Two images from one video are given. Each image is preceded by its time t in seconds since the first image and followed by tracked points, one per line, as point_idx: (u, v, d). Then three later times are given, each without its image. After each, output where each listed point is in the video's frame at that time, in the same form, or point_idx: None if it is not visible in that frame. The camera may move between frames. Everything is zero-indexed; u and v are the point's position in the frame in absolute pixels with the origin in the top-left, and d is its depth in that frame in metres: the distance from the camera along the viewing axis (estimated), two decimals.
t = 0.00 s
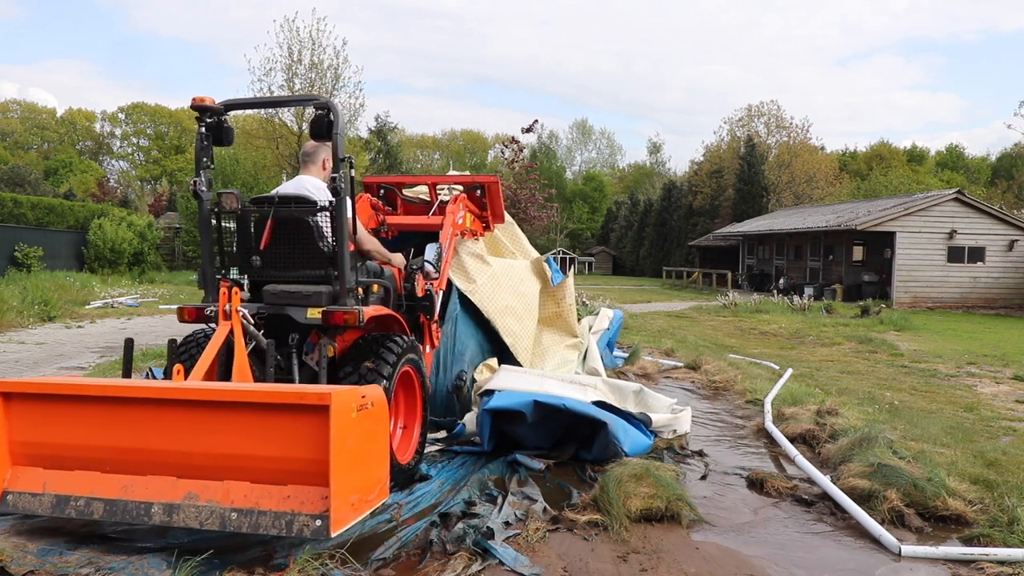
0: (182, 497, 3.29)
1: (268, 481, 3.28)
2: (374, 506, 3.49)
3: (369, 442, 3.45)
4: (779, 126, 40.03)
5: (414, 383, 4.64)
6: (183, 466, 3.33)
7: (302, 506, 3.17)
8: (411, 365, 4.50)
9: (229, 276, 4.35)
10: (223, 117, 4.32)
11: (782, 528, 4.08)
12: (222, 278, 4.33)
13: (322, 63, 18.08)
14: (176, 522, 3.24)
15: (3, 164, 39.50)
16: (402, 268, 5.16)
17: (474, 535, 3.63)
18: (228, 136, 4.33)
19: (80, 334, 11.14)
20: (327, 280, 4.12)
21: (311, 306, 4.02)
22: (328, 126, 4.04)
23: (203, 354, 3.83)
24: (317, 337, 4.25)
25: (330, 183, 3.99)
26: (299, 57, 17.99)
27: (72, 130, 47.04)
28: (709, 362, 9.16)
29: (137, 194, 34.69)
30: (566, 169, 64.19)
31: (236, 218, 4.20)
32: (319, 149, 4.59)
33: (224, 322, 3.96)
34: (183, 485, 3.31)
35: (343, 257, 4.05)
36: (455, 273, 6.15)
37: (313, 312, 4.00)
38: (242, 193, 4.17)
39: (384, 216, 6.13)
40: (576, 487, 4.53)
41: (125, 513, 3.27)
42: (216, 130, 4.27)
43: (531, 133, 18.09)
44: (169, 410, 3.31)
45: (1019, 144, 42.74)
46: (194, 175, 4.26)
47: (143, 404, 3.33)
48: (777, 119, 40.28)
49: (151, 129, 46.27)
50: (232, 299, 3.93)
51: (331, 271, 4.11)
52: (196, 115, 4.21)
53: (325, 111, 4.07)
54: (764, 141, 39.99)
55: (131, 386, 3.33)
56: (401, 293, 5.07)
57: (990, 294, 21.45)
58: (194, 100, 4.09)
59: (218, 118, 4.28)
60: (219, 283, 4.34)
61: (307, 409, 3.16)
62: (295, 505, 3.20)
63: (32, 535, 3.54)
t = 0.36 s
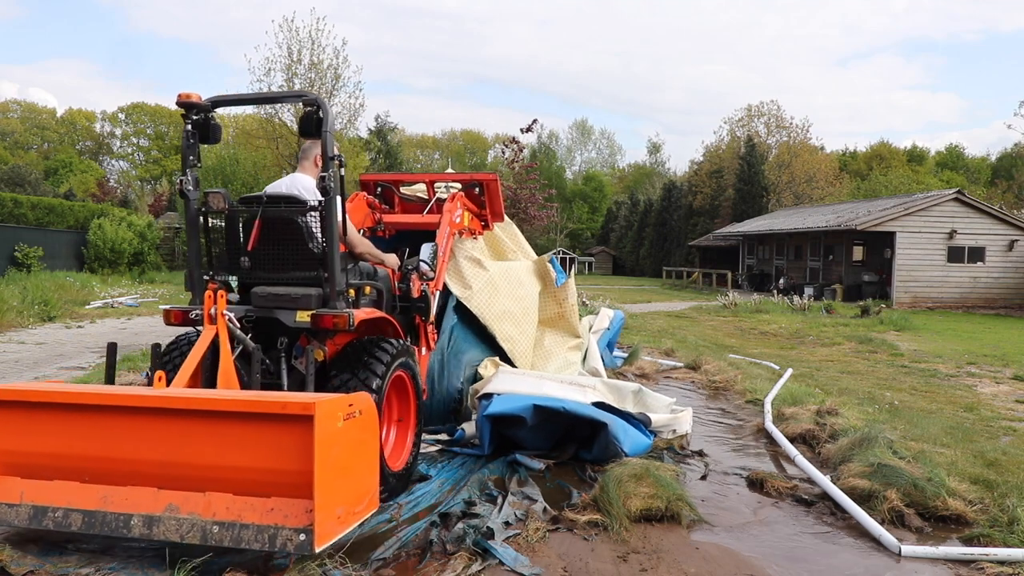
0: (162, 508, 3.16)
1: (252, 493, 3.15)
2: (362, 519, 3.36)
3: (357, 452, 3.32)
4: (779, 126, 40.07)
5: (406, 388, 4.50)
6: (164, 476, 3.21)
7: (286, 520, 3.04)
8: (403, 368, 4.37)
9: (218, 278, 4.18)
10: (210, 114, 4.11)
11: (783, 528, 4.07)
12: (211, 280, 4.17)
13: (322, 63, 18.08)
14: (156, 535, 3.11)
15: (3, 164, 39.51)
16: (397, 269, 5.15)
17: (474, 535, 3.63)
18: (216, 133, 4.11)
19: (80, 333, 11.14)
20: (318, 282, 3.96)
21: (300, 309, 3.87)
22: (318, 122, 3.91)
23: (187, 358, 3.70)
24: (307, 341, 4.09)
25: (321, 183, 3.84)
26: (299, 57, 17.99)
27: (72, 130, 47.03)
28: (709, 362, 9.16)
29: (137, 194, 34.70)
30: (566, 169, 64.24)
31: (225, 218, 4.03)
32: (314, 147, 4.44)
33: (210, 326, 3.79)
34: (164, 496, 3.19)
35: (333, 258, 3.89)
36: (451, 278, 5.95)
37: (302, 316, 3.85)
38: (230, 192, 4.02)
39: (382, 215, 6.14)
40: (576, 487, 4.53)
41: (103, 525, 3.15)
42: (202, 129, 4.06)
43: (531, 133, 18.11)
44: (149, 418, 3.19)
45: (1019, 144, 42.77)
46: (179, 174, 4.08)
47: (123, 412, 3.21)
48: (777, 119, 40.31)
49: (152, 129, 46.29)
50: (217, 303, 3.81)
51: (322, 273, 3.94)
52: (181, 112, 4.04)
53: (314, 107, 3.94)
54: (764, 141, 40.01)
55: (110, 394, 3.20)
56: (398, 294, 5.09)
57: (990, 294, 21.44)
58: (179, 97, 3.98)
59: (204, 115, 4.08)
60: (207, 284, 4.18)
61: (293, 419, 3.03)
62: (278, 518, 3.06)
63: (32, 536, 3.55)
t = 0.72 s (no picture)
0: (143, 520, 3.08)
1: (235, 506, 3.06)
2: (349, 533, 3.27)
3: (345, 464, 3.23)
4: (779, 126, 40.08)
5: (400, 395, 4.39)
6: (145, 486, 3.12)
7: (269, 535, 2.95)
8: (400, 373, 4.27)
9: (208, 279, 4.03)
10: (202, 109, 4.02)
11: (783, 529, 4.07)
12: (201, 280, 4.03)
13: (322, 63, 18.09)
14: (137, 547, 3.04)
15: (3, 164, 39.48)
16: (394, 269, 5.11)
17: (474, 535, 3.63)
18: (206, 130, 4.03)
19: (80, 333, 11.15)
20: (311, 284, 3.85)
21: (292, 312, 3.78)
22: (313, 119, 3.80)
23: (173, 363, 3.61)
24: (298, 345, 3.98)
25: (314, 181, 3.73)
26: (298, 56, 17.99)
27: (72, 130, 46.99)
28: (709, 362, 9.16)
29: (137, 194, 34.69)
30: (566, 169, 64.26)
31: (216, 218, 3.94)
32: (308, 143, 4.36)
33: (197, 329, 3.70)
34: (145, 506, 3.10)
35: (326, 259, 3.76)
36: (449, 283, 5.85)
37: (293, 320, 3.76)
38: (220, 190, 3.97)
39: (382, 212, 6.12)
40: (576, 487, 4.53)
41: (83, 535, 3.07)
42: (193, 124, 3.97)
43: (530, 133, 18.12)
44: (129, 425, 3.10)
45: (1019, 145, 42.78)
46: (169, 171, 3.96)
47: (104, 419, 3.13)
48: (777, 119, 40.33)
49: (151, 129, 46.26)
50: (205, 305, 3.70)
51: (315, 275, 3.83)
52: (172, 106, 3.94)
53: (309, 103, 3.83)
54: (764, 141, 40.02)
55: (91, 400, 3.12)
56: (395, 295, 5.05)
57: (990, 294, 21.44)
58: (170, 92, 3.86)
59: (196, 110, 3.99)
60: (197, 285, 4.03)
61: (278, 431, 2.95)
62: (262, 533, 2.97)
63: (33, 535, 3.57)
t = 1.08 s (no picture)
0: (130, 527, 2.97)
1: (226, 513, 2.96)
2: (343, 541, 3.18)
3: (339, 469, 3.14)
4: (779, 126, 40.13)
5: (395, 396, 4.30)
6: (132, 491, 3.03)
7: (261, 544, 2.86)
8: (394, 375, 4.17)
9: (198, 277, 3.96)
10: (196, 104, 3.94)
11: (784, 529, 4.05)
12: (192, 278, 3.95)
13: (321, 63, 18.09)
14: (123, 555, 2.93)
15: (3, 165, 39.46)
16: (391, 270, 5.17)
17: (474, 535, 3.63)
18: (201, 123, 3.92)
19: (80, 333, 11.14)
20: (305, 284, 3.77)
21: (286, 313, 3.70)
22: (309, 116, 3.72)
23: (160, 367, 3.47)
24: (292, 347, 3.90)
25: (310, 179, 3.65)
26: (298, 56, 17.99)
27: (72, 130, 46.94)
28: (709, 362, 9.16)
29: (137, 194, 34.69)
30: (565, 169, 64.27)
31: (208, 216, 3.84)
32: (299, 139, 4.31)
33: (188, 329, 3.54)
34: (132, 512, 3.01)
35: (321, 257, 3.67)
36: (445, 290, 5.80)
37: (287, 320, 3.68)
38: (212, 187, 3.88)
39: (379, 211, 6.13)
40: (576, 487, 4.53)
41: (67, 542, 2.97)
42: (186, 119, 3.88)
43: (530, 134, 18.14)
44: (112, 430, 2.99)
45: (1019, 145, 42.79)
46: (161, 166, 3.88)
47: (88, 423, 3.01)
48: (777, 119, 40.37)
49: (151, 129, 46.26)
50: (195, 306, 3.53)
51: (309, 275, 3.75)
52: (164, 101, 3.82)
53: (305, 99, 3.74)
54: (764, 141, 40.04)
55: (71, 404, 2.99)
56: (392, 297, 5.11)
57: (990, 294, 21.44)
58: (162, 85, 3.75)
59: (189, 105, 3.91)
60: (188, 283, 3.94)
61: (270, 437, 2.85)
62: (253, 542, 2.88)
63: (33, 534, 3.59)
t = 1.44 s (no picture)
0: (119, 535, 2.90)
1: (218, 520, 2.89)
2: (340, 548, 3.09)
3: (337, 477, 3.05)
4: (779, 126, 40.14)
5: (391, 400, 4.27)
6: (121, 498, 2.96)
7: (254, 552, 2.78)
8: (391, 378, 4.15)
9: (191, 277, 3.91)
10: (188, 99, 3.90)
11: (785, 530, 4.05)
12: (184, 278, 3.91)
13: (321, 63, 18.09)
14: (110, 564, 2.85)
15: (3, 164, 39.44)
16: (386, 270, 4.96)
17: (474, 535, 3.63)
18: (192, 118, 3.89)
19: (80, 334, 11.14)
20: (299, 284, 3.72)
21: (280, 313, 3.65)
22: (304, 111, 3.70)
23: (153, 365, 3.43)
24: (286, 348, 3.85)
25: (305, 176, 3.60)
26: (298, 56, 17.97)
27: (72, 130, 46.86)
28: (709, 362, 9.16)
29: (138, 194, 34.68)
30: (565, 169, 64.26)
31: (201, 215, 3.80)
32: (284, 137, 4.15)
33: (178, 331, 3.51)
34: (120, 520, 2.93)
35: (316, 257, 3.64)
36: (441, 296, 5.82)
37: (281, 321, 3.62)
38: (205, 185, 3.84)
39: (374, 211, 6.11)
40: (576, 487, 4.54)
41: (53, 550, 2.88)
42: (178, 113, 3.85)
43: (530, 133, 18.13)
44: (104, 434, 2.93)
45: (1019, 145, 42.80)
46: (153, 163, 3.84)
47: (78, 427, 2.96)
48: (777, 119, 40.39)
49: (151, 130, 46.25)
50: (188, 305, 3.50)
51: (304, 274, 3.71)
52: (156, 95, 3.80)
53: (301, 94, 3.71)
54: (764, 141, 40.04)
55: (62, 406, 2.94)
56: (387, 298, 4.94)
57: (990, 294, 21.43)
58: (155, 80, 3.72)
59: (182, 101, 3.87)
60: (180, 282, 3.90)
61: (266, 441, 2.78)
62: (246, 550, 2.80)
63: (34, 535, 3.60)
